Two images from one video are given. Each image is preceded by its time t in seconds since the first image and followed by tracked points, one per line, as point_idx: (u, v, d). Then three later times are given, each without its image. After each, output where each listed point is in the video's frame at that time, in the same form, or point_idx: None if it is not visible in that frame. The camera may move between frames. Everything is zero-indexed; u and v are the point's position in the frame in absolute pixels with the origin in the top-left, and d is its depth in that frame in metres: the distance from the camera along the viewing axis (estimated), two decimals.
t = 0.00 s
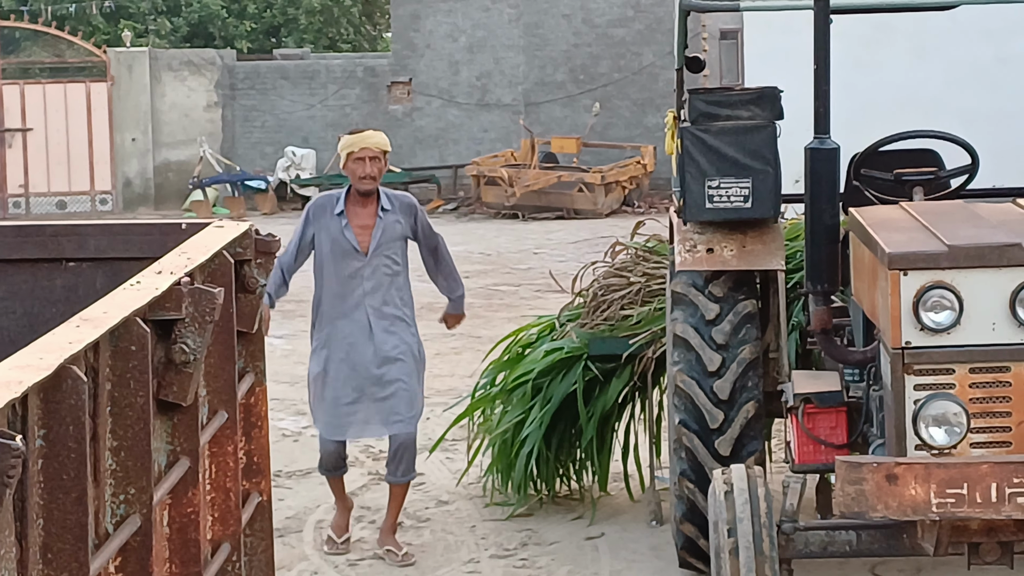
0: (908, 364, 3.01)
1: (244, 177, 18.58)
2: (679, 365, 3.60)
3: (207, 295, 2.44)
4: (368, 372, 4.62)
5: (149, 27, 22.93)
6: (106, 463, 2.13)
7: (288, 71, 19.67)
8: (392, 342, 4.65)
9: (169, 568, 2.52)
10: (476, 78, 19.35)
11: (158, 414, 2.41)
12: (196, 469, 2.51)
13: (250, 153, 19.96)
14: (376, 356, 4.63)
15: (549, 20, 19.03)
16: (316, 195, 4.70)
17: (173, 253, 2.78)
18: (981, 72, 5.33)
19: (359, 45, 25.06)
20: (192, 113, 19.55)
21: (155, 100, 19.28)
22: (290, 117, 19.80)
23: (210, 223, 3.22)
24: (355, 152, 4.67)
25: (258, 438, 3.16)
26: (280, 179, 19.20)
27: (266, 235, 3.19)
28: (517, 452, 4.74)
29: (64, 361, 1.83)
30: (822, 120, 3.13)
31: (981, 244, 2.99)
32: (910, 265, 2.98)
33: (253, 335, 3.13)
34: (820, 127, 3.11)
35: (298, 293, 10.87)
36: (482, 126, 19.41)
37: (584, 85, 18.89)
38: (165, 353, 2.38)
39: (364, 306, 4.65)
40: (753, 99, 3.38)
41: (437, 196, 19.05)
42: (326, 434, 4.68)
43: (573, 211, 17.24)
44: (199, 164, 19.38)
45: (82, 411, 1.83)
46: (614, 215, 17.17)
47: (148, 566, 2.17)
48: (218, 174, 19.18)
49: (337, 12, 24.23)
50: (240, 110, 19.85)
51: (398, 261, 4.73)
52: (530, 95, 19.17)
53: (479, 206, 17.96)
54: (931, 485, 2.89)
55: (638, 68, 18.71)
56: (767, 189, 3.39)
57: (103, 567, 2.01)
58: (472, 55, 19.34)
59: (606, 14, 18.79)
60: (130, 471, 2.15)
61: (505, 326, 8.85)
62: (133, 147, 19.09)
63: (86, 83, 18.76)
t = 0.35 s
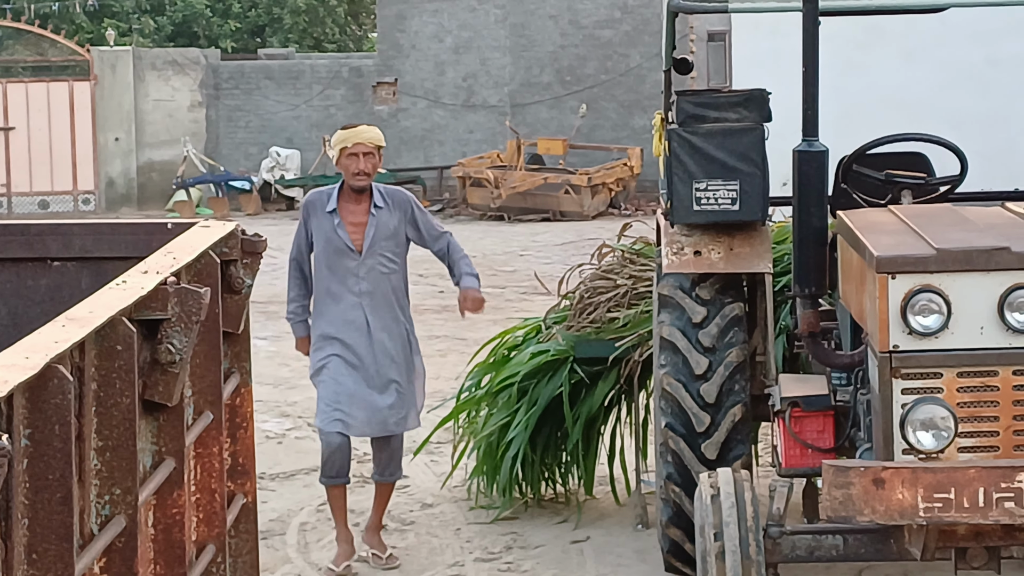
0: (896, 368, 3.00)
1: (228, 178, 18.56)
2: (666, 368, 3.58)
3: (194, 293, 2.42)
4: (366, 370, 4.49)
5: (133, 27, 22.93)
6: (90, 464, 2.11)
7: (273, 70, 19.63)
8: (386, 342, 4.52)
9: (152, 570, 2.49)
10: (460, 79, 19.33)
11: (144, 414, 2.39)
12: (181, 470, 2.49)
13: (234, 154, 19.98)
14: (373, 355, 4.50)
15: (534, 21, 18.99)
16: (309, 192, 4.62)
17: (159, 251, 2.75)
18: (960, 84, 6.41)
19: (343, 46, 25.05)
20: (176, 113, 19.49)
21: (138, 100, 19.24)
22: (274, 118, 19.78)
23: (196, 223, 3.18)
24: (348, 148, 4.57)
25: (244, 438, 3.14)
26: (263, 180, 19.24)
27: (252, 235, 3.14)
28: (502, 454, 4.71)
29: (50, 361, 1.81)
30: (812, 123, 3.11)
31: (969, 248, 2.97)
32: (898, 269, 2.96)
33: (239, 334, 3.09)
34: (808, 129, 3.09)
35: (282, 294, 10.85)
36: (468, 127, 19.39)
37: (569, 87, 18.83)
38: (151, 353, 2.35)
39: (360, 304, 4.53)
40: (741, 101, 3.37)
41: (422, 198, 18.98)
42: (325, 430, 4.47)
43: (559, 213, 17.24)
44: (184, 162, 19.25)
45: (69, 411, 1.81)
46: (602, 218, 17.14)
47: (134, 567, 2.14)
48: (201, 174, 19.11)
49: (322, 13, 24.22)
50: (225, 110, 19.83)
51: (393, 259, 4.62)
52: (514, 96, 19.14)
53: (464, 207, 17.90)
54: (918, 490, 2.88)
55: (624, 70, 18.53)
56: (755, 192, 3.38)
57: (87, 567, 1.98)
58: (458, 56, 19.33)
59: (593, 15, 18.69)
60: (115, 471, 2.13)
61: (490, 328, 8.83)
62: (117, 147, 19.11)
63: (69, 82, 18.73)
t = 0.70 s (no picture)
0: (887, 368, 2.99)
1: (220, 175, 18.61)
2: (657, 366, 3.57)
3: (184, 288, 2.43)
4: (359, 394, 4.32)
5: (126, 22, 22.94)
6: (78, 456, 2.10)
7: (264, 66, 19.63)
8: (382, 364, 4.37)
9: (141, 564, 2.49)
10: (453, 75, 19.23)
11: (132, 408, 2.40)
12: (170, 464, 2.50)
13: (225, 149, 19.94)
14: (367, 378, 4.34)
15: (528, 18, 18.97)
16: (298, 211, 4.43)
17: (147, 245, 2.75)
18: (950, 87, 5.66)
19: (336, 43, 25.04)
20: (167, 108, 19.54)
21: (130, 95, 19.28)
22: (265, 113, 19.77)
23: (186, 217, 3.18)
24: (339, 165, 4.40)
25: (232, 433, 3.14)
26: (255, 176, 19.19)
27: (242, 230, 3.15)
28: (493, 452, 4.71)
29: (38, 353, 1.81)
30: (805, 121, 3.10)
31: (962, 248, 2.97)
32: (889, 269, 2.96)
33: (228, 328, 3.09)
34: (800, 129, 3.09)
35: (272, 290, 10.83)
36: (460, 124, 19.30)
37: (565, 83, 18.91)
38: (140, 347, 2.36)
39: (353, 326, 4.37)
40: (733, 99, 3.38)
41: (414, 194, 18.97)
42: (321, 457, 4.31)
43: (552, 211, 17.27)
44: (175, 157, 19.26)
45: (57, 404, 1.82)
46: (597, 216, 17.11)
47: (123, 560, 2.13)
48: (193, 169, 19.14)
49: (316, 9, 24.22)
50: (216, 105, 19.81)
51: (384, 279, 4.46)
52: (508, 92, 19.08)
53: (456, 203, 17.84)
54: (909, 490, 2.87)
55: (618, 67, 18.75)
56: (747, 191, 3.37)
57: (75, 558, 1.98)
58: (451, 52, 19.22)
59: (586, 12, 18.82)
60: (103, 465, 2.12)
61: (480, 325, 8.82)
62: (108, 141, 19.06)
63: (61, 77, 18.70)
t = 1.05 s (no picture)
0: (887, 361, 2.99)
1: (219, 171, 18.75)
2: (653, 359, 3.58)
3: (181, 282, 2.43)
4: (370, 376, 4.15)
5: (124, 18, 22.96)
6: (76, 453, 2.10)
7: (262, 62, 19.71)
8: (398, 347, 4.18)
9: (139, 560, 2.49)
10: (452, 70, 19.25)
11: (128, 405, 2.41)
12: (167, 460, 2.50)
13: (224, 146, 19.98)
14: (380, 360, 4.16)
15: (526, 13, 18.98)
16: (320, 185, 4.28)
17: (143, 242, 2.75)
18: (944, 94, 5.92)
19: (334, 38, 25.06)
20: (166, 105, 19.70)
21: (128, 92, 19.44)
22: (263, 108, 19.81)
23: (182, 213, 3.18)
24: (362, 140, 4.23)
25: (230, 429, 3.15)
26: (254, 173, 19.32)
27: (239, 226, 3.15)
28: (493, 448, 4.71)
29: (34, 349, 1.80)
30: (802, 114, 3.10)
31: (961, 240, 2.96)
32: (888, 261, 2.95)
33: (226, 324, 3.10)
34: (799, 121, 3.09)
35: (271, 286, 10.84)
36: (457, 119, 19.35)
37: (561, 78, 18.86)
38: (136, 343, 2.36)
39: (369, 305, 4.19)
40: (731, 92, 3.37)
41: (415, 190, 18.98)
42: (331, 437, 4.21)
43: (549, 205, 17.30)
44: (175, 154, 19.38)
45: (54, 401, 1.80)
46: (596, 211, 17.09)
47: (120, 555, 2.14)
48: (192, 166, 19.22)
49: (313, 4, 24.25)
50: (214, 102, 19.83)
51: (405, 260, 4.28)
52: (506, 87, 19.06)
53: (455, 198, 17.81)
54: (908, 483, 2.87)
55: (615, 61, 18.67)
56: (744, 184, 3.37)
57: (72, 555, 1.99)
58: (449, 47, 19.25)
59: (583, 6, 18.79)
60: (100, 461, 2.12)
61: (477, 321, 8.82)
62: (107, 138, 19.19)
63: (60, 74, 18.64)
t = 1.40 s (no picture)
0: (926, 347, 2.96)
1: (255, 159, 18.27)
2: (690, 346, 3.57)
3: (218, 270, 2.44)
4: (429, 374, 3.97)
5: (162, 8, 22.93)
6: (117, 440, 2.13)
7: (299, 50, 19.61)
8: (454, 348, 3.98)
9: (180, 546, 2.52)
10: (487, 57, 19.13)
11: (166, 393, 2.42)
12: (208, 446, 2.53)
13: (262, 134, 19.76)
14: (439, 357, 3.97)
15: None
16: (374, 179, 4.10)
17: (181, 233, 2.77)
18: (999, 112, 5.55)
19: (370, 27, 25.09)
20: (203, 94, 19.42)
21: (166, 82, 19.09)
22: (304, 97, 19.67)
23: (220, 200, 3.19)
24: (417, 133, 4.05)
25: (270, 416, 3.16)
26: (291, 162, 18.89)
27: (276, 213, 3.17)
28: (530, 434, 4.72)
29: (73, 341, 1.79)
30: (839, 98, 3.08)
31: (1001, 224, 2.94)
32: (928, 246, 2.93)
33: (263, 313, 3.11)
34: (836, 105, 3.07)
35: (307, 275, 10.80)
36: (493, 106, 19.20)
37: (597, 64, 18.85)
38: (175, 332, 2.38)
39: (426, 301, 4.00)
40: (767, 77, 3.39)
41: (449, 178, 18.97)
42: (385, 430, 3.96)
43: (586, 192, 17.09)
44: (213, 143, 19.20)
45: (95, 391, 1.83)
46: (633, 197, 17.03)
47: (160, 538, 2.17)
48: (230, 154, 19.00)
49: None
50: (252, 90, 19.66)
51: (463, 255, 4.06)
52: (541, 74, 18.97)
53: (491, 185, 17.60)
54: (949, 469, 2.85)
55: (651, 48, 18.77)
56: (782, 168, 3.35)
57: (113, 544, 2.00)
58: (483, 35, 19.16)
59: None
60: (142, 449, 2.15)
61: (514, 308, 8.79)
62: (146, 127, 18.91)
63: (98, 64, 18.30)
